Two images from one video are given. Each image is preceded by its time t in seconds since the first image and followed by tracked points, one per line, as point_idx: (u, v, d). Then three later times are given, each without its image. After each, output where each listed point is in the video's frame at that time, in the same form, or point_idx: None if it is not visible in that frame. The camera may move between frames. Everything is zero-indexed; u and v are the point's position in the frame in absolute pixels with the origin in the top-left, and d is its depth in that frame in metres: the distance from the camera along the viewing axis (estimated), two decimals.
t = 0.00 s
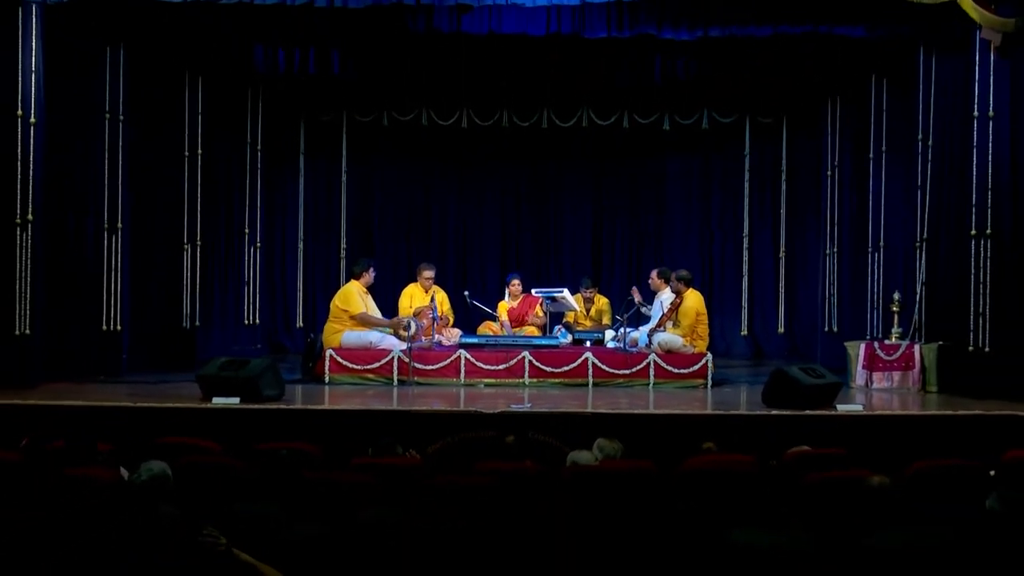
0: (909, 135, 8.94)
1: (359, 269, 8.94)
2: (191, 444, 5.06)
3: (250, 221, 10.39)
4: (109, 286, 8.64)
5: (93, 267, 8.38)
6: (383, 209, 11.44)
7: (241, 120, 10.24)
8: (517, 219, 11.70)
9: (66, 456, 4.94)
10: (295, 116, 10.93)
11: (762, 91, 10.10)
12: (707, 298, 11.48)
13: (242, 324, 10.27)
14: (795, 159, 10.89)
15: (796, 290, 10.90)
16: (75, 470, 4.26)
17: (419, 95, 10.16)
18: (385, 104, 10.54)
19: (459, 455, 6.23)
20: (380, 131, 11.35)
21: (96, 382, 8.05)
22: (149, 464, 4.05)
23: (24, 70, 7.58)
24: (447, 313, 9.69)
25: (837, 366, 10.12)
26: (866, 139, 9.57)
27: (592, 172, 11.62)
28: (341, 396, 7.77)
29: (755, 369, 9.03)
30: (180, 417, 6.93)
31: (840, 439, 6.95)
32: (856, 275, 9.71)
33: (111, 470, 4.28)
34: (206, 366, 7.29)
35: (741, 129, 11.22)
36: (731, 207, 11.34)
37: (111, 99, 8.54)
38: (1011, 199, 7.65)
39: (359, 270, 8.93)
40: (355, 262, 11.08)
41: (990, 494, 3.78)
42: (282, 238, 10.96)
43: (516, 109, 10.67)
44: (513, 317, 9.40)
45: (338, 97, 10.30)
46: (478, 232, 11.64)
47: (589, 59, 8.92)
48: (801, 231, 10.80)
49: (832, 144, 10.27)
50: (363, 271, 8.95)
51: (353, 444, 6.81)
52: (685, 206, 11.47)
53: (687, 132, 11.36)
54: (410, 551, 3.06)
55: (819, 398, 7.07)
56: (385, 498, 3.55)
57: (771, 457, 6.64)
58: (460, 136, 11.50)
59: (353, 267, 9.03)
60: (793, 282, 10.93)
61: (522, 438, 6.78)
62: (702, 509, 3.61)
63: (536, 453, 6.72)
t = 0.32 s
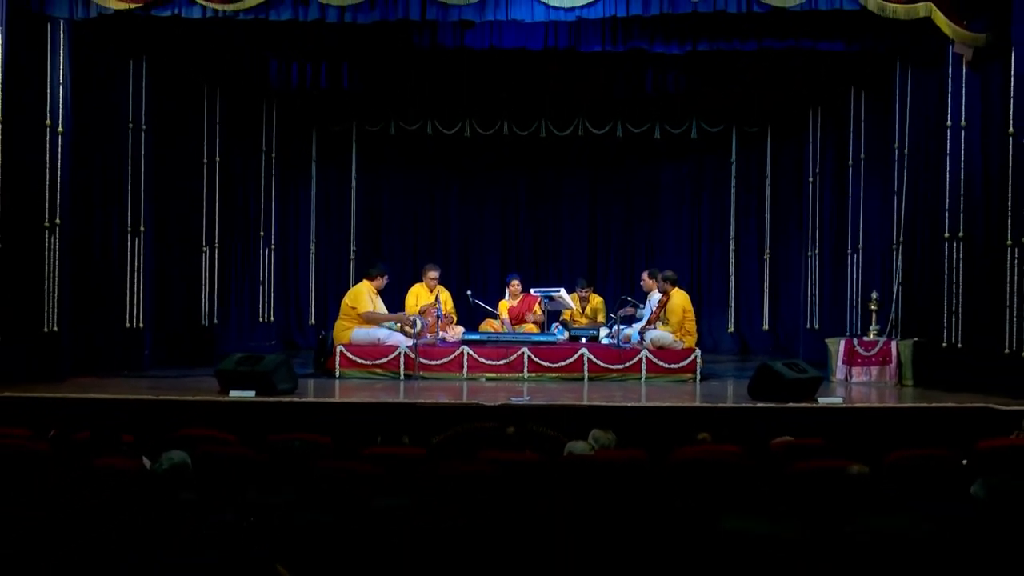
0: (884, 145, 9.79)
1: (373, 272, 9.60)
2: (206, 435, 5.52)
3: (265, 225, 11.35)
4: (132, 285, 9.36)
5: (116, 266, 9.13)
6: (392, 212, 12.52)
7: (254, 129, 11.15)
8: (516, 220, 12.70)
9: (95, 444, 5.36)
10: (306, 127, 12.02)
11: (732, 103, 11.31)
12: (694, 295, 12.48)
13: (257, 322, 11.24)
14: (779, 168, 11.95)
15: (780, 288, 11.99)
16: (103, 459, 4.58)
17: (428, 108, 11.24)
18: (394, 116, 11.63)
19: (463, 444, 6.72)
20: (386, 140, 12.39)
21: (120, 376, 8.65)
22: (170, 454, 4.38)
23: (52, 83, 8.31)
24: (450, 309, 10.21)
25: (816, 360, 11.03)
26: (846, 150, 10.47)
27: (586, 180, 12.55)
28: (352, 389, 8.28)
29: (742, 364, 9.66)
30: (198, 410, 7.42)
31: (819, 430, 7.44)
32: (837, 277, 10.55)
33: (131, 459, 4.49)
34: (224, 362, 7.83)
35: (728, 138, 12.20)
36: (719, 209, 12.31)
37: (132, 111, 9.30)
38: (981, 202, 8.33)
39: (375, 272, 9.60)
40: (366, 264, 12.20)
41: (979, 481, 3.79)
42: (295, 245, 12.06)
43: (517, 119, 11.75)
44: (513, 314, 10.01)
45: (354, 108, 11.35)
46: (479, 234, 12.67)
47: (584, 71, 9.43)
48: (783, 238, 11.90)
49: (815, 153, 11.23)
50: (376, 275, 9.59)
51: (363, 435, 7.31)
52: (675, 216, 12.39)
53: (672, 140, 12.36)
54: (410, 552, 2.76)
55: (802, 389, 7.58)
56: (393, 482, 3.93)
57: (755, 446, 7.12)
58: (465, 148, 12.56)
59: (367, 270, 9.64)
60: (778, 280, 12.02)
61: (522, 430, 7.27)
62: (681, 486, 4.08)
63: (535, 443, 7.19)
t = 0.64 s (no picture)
0: (866, 151, 10.32)
1: (378, 271, 9.99)
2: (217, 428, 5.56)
3: (276, 227, 11.83)
4: (149, 286, 9.79)
5: (132, 268, 9.59)
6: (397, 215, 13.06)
7: (267, 135, 11.70)
8: (516, 222, 13.26)
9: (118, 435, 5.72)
10: (316, 134, 12.48)
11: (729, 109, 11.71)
12: (686, 295, 13.03)
13: (269, 321, 11.74)
14: (767, 174, 12.44)
15: (768, 289, 12.48)
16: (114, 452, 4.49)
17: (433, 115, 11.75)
18: (400, 122, 12.14)
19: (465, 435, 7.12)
20: (391, 146, 12.90)
21: (137, 372, 9.10)
22: (184, 447, 4.32)
23: (73, 91, 8.88)
24: (453, 310, 10.67)
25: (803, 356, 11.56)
26: (831, 154, 10.92)
27: (583, 184, 13.20)
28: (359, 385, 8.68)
29: (731, 360, 10.18)
30: (212, 404, 7.82)
31: (804, 422, 7.85)
32: (822, 276, 11.08)
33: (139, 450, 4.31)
34: (237, 359, 8.24)
35: (718, 145, 12.75)
36: (709, 213, 12.85)
37: (149, 118, 9.76)
38: (959, 203, 8.78)
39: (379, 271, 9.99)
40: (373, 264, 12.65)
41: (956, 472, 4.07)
42: (305, 245, 12.47)
43: (517, 126, 12.19)
44: (513, 313, 10.46)
45: (362, 115, 11.86)
46: (481, 236, 13.22)
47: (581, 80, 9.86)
48: (772, 236, 12.31)
49: (801, 158, 11.72)
50: (381, 273, 9.94)
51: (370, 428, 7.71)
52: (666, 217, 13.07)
53: (666, 146, 12.93)
54: (410, 550, 3.01)
55: (789, 385, 7.99)
56: (399, 478, 3.91)
57: (743, 438, 7.51)
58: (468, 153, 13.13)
59: (373, 269, 10.06)
60: (767, 281, 12.50)
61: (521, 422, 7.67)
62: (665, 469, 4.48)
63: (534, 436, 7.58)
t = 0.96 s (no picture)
0: (849, 158, 10.89)
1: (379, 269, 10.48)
2: (232, 421, 5.90)
3: (288, 229, 12.35)
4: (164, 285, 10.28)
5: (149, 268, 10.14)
6: (402, 217, 13.64)
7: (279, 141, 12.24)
8: (516, 225, 13.85)
9: (143, 426, 6.13)
10: (324, 141, 12.97)
11: (714, 115, 12.36)
12: (679, 295, 13.59)
13: (280, 319, 12.27)
14: (754, 179, 13.13)
15: (757, 288, 13.12)
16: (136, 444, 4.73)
17: (437, 120, 12.31)
18: (405, 130, 12.74)
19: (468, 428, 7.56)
20: (397, 153, 13.50)
21: (155, 366, 9.59)
22: (200, 440, 4.66)
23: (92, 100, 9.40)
24: (456, 308, 11.21)
25: (789, 353, 12.16)
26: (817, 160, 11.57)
27: (581, 189, 13.73)
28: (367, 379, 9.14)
29: (721, 357, 10.74)
30: (227, 398, 8.26)
31: (788, 415, 8.29)
32: (808, 276, 11.66)
33: (163, 443, 4.73)
34: (249, 355, 8.70)
35: (708, 151, 13.35)
36: (700, 216, 13.44)
37: (166, 126, 10.35)
38: (938, 206, 9.24)
39: (380, 270, 10.52)
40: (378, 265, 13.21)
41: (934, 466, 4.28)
42: (315, 246, 12.98)
43: (517, 133, 12.82)
44: (513, 312, 10.99)
45: (370, 122, 12.48)
46: (483, 238, 13.82)
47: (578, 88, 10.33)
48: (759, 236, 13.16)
49: (788, 164, 12.33)
50: (384, 271, 10.47)
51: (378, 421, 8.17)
52: (659, 220, 13.60)
53: (659, 152, 13.52)
54: (410, 550, 3.11)
55: (774, 379, 8.39)
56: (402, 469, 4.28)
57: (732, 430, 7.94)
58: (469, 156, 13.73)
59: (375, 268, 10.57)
60: (755, 281, 13.16)
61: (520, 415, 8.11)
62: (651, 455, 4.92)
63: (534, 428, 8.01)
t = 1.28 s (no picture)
0: (841, 161, 11.19)
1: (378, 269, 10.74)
2: (239, 417, 6.08)
3: (293, 230, 12.61)
4: (173, 284, 10.48)
5: (156, 269, 10.34)
6: (405, 218, 13.95)
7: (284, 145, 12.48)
8: (516, 226, 14.20)
9: (154, 422, 6.32)
10: (329, 144, 13.33)
11: (708, 120, 12.63)
12: (675, 294, 13.89)
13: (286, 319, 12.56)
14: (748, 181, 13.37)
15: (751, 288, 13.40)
16: (143, 438, 4.95)
17: (438, 123, 12.58)
18: (407, 134, 13.05)
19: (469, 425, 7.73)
20: (399, 156, 13.81)
21: (163, 364, 9.82)
22: (206, 435, 4.72)
23: (102, 105, 9.69)
24: (457, 309, 11.49)
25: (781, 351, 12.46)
26: (809, 162, 11.86)
27: (578, 191, 14.12)
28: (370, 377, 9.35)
29: (715, 355, 11.02)
30: (233, 395, 8.46)
31: (782, 412, 8.50)
32: (801, 276, 11.96)
33: (171, 440, 4.93)
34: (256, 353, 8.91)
35: (702, 155, 13.66)
36: (696, 216, 13.74)
37: (175, 130, 10.48)
38: (927, 208, 9.48)
39: (379, 271, 10.82)
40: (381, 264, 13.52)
41: (925, 460, 4.38)
42: (320, 247, 13.29)
43: (515, 137, 13.11)
44: (514, 310, 11.24)
45: (372, 127, 12.79)
46: (483, 239, 14.18)
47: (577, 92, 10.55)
48: (753, 236, 13.27)
49: (780, 168, 12.64)
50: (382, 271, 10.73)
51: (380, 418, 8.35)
52: (656, 221, 13.92)
53: (656, 155, 13.83)
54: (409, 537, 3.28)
55: (769, 377, 8.56)
56: (403, 462, 4.36)
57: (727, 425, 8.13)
58: (470, 159, 14.03)
59: (375, 269, 10.83)
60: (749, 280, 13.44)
61: (519, 413, 8.28)
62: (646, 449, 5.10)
63: (532, 425, 8.18)
